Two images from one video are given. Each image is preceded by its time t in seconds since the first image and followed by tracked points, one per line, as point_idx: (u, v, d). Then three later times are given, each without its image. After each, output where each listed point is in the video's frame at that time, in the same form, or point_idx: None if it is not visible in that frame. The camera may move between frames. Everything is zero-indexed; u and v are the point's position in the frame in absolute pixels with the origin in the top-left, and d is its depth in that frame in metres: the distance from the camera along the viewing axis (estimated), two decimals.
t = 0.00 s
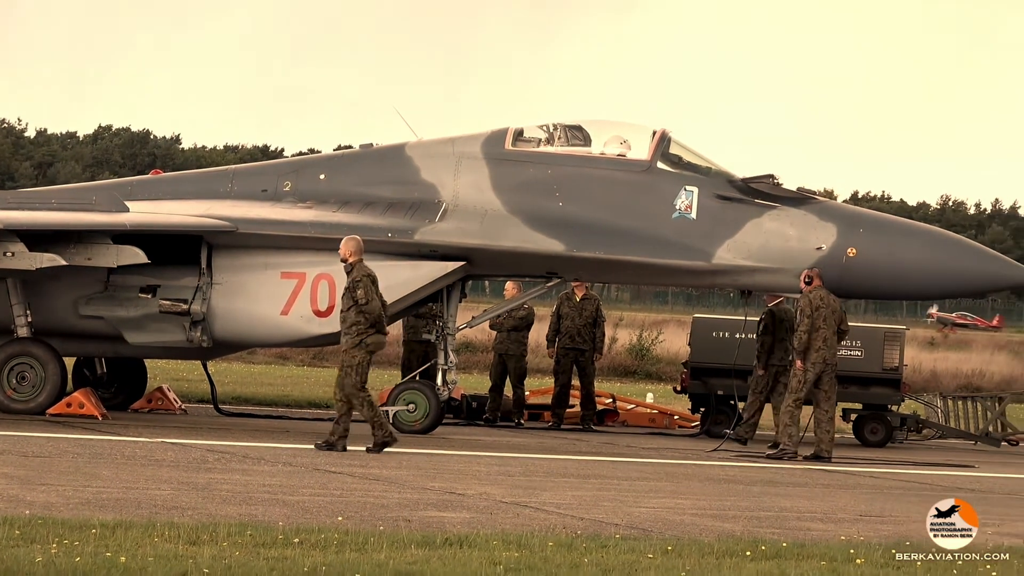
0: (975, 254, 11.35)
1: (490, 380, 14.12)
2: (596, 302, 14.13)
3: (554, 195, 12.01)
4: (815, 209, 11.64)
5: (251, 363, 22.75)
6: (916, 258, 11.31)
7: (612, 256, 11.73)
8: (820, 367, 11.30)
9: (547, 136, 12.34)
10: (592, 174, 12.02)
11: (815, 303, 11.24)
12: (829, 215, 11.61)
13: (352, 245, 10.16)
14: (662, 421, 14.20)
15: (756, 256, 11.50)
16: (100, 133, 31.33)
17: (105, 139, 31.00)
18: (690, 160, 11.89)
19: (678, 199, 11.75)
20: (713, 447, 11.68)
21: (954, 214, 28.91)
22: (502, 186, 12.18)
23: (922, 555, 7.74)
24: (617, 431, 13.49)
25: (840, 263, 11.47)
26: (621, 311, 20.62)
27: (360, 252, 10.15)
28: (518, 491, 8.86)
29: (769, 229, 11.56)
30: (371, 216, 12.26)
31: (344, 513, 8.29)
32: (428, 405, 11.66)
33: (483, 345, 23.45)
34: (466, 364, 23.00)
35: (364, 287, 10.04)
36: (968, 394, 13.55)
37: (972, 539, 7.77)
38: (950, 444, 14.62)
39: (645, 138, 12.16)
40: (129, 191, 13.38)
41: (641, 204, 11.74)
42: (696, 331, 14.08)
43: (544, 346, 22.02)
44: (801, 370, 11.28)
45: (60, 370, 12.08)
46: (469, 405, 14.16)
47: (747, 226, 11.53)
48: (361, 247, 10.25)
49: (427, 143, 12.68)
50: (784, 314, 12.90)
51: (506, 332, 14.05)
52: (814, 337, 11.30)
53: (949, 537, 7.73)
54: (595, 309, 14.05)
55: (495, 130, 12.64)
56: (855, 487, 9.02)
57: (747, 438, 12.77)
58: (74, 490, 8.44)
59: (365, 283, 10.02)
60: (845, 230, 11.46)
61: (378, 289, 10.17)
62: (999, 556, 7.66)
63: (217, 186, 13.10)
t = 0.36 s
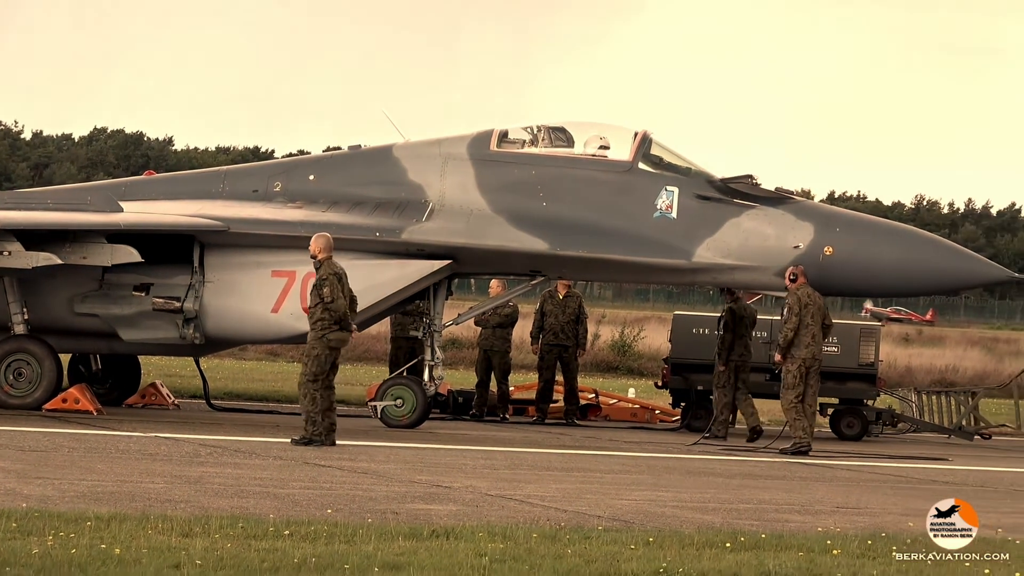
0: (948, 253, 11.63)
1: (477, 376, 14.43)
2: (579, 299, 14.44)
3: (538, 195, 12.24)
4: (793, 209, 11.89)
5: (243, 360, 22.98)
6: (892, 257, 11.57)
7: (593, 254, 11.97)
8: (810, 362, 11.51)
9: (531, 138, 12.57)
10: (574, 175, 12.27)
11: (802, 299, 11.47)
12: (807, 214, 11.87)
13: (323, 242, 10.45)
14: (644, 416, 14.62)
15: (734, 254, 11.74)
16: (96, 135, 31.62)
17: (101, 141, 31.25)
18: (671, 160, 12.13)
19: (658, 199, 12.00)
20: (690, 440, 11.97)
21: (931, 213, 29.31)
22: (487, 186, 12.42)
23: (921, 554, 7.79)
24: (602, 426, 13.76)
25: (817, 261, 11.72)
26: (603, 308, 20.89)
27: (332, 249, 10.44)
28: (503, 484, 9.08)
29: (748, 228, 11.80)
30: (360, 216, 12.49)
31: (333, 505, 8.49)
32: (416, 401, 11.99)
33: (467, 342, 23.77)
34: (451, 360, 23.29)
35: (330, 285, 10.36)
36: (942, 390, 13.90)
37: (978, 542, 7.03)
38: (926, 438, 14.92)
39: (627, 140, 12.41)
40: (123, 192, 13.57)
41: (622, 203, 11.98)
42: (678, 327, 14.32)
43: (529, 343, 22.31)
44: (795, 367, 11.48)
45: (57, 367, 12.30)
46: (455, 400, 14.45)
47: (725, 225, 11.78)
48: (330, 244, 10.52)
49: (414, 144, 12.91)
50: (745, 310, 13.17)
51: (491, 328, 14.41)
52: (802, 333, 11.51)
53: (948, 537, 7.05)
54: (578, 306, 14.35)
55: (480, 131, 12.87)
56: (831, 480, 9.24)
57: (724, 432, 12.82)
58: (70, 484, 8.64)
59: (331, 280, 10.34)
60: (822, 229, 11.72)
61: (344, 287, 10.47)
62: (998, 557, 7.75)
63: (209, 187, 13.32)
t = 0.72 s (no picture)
0: (925, 250, 11.88)
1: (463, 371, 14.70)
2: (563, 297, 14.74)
3: (523, 194, 12.47)
4: (773, 207, 12.13)
5: (236, 358, 23.18)
6: (869, 254, 11.80)
7: (578, 252, 12.20)
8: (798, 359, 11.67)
9: (517, 138, 12.79)
10: (558, 175, 12.49)
11: (790, 298, 11.62)
12: (786, 213, 12.09)
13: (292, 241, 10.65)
14: (627, 410, 14.94)
15: (715, 252, 11.97)
16: (91, 137, 31.85)
17: (99, 144, 31.53)
18: (653, 161, 12.36)
19: (641, 198, 12.23)
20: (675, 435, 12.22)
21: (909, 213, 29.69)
22: (474, 186, 12.65)
23: (922, 555, 7.81)
24: (587, 420, 14.03)
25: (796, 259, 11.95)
26: (589, 305, 21.10)
27: (307, 247, 10.57)
28: (491, 477, 9.30)
29: (728, 226, 12.02)
30: (349, 216, 12.71)
31: (324, 498, 8.70)
32: (404, 396, 12.23)
33: (455, 338, 24.05)
34: (439, 356, 23.55)
35: (297, 283, 10.57)
36: (920, 386, 14.20)
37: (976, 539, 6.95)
38: (904, 431, 15.22)
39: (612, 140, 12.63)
40: (119, 192, 13.80)
41: (605, 203, 12.22)
42: (661, 322, 14.53)
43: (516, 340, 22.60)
44: (785, 364, 11.63)
45: (54, 363, 12.53)
46: (443, 395, 14.71)
47: (707, 223, 12.01)
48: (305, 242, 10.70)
49: (403, 145, 13.12)
50: (713, 306, 13.41)
51: (477, 325, 14.66)
52: (790, 332, 11.65)
53: (947, 538, 6.88)
54: (563, 304, 14.64)
55: (468, 132, 13.08)
56: (809, 472, 9.45)
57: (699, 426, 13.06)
58: (67, 478, 8.84)
59: (297, 281, 10.56)
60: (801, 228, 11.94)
61: (314, 285, 10.61)
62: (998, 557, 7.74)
63: (203, 187, 13.54)
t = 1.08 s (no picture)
0: (905, 248, 12.14)
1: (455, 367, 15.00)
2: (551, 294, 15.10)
3: (512, 194, 12.70)
4: (756, 207, 12.37)
5: (231, 354, 23.37)
6: (851, 253, 12.05)
7: (566, 250, 12.44)
8: (786, 355, 11.84)
9: (506, 139, 13.01)
10: (546, 175, 12.72)
11: (777, 296, 11.78)
12: (769, 212, 12.33)
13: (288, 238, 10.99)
14: (614, 405, 15.27)
15: (701, 250, 12.20)
16: (89, 140, 32.11)
17: (97, 145, 31.81)
18: (640, 161, 12.59)
19: (628, 198, 12.47)
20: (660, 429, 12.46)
21: (889, 212, 30.08)
22: (463, 186, 12.88)
23: (922, 554, 7.74)
24: (575, 415, 14.33)
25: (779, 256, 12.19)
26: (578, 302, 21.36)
27: (298, 244, 10.84)
28: (480, 470, 9.54)
29: (713, 225, 12.26)
30: (342, 215, 12.93)
31: (318, 491, 8.89)
32: (396, 391, 12.47)
33: (446, 334, 24.35)
34: (430, 352, 23.84)
35: (286, 280, 10.84)
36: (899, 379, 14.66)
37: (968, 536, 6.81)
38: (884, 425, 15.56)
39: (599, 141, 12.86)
40: (117, 192, 14.02)
41: (592, 202, 12.45)
42: (646, 319, 14.78)
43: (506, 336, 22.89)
44: (775, 361, 11.81)
45: (54, 360, 12.75)
46: (434, 390, 14.95)
47: (692, 222, 12.25)
48: (301, 241, 10.98)
49: (394, 146, 13.34)
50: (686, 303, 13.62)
51: (465, 322, 14.86)
52: (778, 328, 11.82)
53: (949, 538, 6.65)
54: (551, 302, 14.98)
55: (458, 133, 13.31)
56: (790, 465, 9.75)
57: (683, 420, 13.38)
58: (67, 472, 9.02)
59: (285, 277, 10.83)
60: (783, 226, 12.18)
61: (302, 282, 10.83)
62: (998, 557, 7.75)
63: (199, 187, 13.76)
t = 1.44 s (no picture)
0: (887, 247, 12.40)
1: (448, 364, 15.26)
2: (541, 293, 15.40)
3: (502, 194, 12.95)
4: (740, 206, 12.62)
5: (227, 352, 23.60)
6: (834, 252, 12.31)
7: (555, 250, 12.70)
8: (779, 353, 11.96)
9: (497, 141, 13.26)
10: (536, 176, 12.97)
11: (774, 294, 11.91)
12: (753, 212, 12.59)
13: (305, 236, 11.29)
14: (602, 401, 15.55)
15: (687, 249, 12.46)
16: (87, 142, 32.38)
17: (96, 147, 32.11)
18: (627, 162, 12.85)
19: (616, 198, 12.73)
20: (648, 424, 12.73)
21: (870, 211, 30.49)
22: (454, 186, 13.13)
23: (924, 554, 7.68)
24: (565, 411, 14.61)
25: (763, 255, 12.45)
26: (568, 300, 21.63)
27: (309, 244, 11.05)
28: (472, 464, 9.79)
29: (698, 225, 12.51)
30: (336, 216, 13.17)
31: (313, 485, 9.09)
32: (390, 386, 12.72)
33: (438, 332, 24.65)
34: (423, 350, 24.12)
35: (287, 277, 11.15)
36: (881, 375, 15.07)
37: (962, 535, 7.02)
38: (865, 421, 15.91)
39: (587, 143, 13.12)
40: (115, 193, 14.25)
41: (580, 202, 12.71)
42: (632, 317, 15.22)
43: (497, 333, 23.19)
44: (767, 357, 11.90)
45: (55, 357, 12.98)
46: (426, 386, 15.19)
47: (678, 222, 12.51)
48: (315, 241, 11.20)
49: (387, 147, 13.58)
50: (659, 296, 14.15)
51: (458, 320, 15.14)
52: (772, 326, 11.92)
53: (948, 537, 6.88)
54: (541, 299, 15.24)
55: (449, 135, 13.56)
56: (776, 459, 10.02)
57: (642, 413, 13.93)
58: (68, 467, 9.22)
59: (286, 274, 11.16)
60: (767, 226, 12.44)
61: (299, 280, 11.09)
62: (999, 556, 7.69)
63: (196, 188, 13.98)
